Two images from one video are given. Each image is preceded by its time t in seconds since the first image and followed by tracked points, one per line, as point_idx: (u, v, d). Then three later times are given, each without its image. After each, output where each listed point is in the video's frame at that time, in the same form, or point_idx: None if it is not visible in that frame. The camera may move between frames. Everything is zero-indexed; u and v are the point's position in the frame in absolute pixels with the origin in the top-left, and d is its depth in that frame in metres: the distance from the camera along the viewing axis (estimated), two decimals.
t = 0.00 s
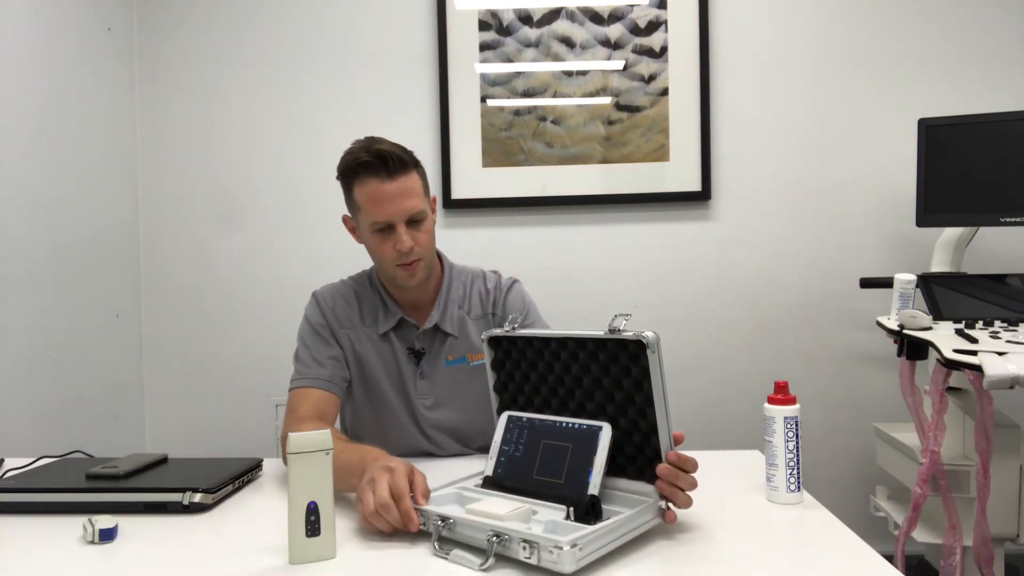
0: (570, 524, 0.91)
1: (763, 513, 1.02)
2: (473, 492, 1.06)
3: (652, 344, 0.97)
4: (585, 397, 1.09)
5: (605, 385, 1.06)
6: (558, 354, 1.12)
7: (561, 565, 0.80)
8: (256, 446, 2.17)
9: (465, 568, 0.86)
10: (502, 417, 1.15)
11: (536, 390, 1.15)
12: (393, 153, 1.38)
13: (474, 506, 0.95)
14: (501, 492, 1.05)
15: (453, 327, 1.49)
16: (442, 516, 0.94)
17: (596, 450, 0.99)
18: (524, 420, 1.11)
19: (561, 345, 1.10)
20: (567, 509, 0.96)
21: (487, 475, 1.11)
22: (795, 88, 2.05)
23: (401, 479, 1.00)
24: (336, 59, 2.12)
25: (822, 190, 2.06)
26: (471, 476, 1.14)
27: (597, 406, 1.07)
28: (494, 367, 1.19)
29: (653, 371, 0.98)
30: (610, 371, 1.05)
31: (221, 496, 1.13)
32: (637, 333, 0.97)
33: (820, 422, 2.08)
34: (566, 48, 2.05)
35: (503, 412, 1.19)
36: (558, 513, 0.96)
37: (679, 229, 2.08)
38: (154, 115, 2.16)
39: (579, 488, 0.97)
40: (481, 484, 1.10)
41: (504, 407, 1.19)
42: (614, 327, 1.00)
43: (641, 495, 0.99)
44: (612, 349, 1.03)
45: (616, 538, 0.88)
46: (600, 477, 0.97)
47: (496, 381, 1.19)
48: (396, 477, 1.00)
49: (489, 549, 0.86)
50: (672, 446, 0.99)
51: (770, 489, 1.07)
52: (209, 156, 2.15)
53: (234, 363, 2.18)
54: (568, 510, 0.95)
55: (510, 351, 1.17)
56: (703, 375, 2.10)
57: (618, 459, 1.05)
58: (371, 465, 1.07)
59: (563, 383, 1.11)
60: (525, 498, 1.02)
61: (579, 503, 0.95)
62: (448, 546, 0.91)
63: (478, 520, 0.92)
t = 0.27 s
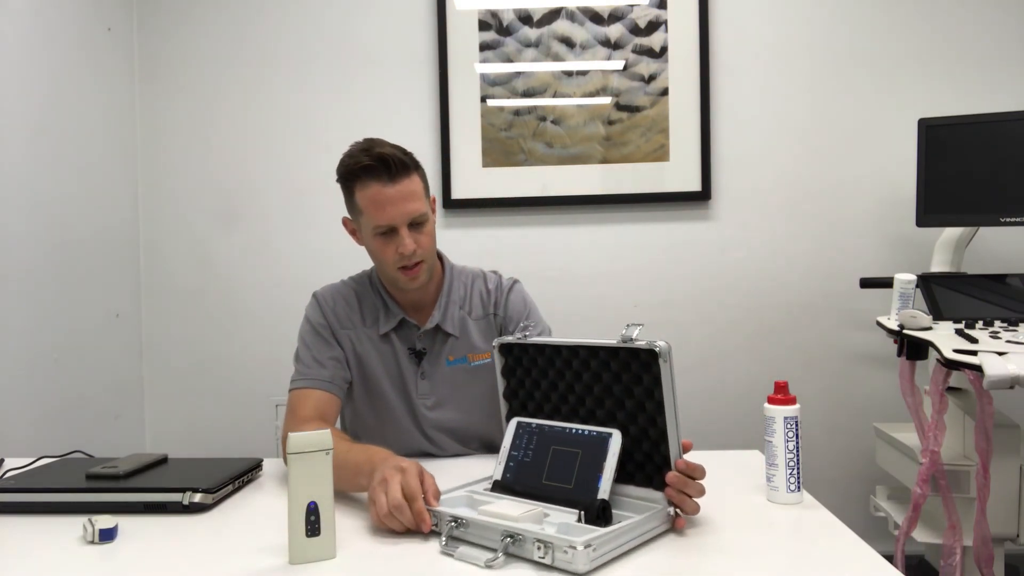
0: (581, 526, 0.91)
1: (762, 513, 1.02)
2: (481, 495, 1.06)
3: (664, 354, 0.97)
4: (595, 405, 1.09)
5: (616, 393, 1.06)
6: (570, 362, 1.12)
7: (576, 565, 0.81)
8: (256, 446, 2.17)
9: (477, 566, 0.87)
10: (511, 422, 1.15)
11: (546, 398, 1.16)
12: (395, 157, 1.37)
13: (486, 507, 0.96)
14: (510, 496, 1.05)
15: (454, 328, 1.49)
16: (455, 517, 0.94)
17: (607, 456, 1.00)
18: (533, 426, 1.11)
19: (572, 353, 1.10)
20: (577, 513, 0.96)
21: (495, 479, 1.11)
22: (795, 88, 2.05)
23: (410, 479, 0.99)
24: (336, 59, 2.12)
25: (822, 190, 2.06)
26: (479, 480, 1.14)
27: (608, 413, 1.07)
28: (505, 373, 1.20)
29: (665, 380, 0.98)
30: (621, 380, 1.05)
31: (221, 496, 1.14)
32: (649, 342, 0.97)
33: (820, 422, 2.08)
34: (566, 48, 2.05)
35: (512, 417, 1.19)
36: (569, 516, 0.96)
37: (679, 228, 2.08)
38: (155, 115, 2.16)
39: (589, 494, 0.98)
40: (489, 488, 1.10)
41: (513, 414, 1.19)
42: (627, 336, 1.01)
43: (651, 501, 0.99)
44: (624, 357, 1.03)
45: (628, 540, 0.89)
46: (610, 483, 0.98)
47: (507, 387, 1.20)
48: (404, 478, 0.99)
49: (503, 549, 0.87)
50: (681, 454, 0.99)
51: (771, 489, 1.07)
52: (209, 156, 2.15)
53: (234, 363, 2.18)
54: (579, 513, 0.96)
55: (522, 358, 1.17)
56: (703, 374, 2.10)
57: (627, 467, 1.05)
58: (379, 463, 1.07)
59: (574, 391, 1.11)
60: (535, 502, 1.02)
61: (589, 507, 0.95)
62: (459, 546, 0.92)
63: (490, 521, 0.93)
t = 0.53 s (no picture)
0: (585, 525, 0.92)
1: (762, 513, 1.02)
2: (483, 494, 1.06)
3: (670, 353, 0.97)
4: (599, 405, 1.09)
5: (619, 393, 1.06)
6: (574, 362, 1.11)
7: (580, 563, 0.82)
8: (256, 446, 2.17)
9: (481, 565, 0.87)
10: (514, 423, 1.15)
11: (549, 397, 1.16)
12: (402, 159, 1.37)
13: (490, 506, 0.96)
14: (512, 494, 1.05)
15: (458, 329, 1.50)
16: (458, 516, 0.94)
17: (610, 456, 1.00)
18: (536, 426, 1.11)
19: (578, 352, 1.10)
20: (580, 511, 0.96)
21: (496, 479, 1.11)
22: (795, 88, 2.05)
23: (410, 471, 1.00)
24: (336, 59, 2.12)
25: (823, 190, 2.06)
26: (481, 480, 1.15)
27: (611, 414, 1.07)
28: (509, 372, 1.20)
29: (670, 380, 0.98)
30: (626, 380, 1.05)
31: (222, 495, 1.13)
32: (655, 342, 0.97)
33: (820, 422, 2.08)
34: (566, 48, 2.05)
35: (515, 417, 1.20)
36: (571, 514, 0.96)
37: (679, 228, 2.08)
38: (155, 115, 2.16)
39: (592, 493, 0.98)
40: (490, 487, 1.11)
41: (516, 414, 1.19)
42: (634, 336, 1.02)
43: (653, 501, 0.99)
44: (630, 357, 1.03)
45: (632, 539, 0.89)
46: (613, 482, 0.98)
47: (511, 387, 1.20)
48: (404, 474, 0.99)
49: (507, 547, 0.87)
50: (684, 454, 0.99)
51: (771, 489, 1.07)
52: (209, 156, 2.15)
53: (234, 363, 2.18)
54: (582, 512, 0.96)
55: (526, 358, 1.18)
56: (703, 374, 2.10)
57: (629, 467, 1.05)
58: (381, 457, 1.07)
59: (577, 392, 1.11)
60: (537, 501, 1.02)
61: (592, 506, 0.95)
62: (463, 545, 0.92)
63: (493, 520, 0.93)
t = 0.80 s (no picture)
0: (585, 525, 0.92)
1: (762, 513, 1.02)
2: (484, 494, 1.06)
3: (671, 354, 0.97)
4: (599, 405, 1.09)
5: (620, 393, 1.06)
6: (575, 361, 1.11)
7: (580, 563, 0.82)
8: (256, 445, 2.17)
9: (482, 565, 0.87)
10: (515, 423, 1.15)
11: (550, 397, 1.15)
12: (407, 161, 1.36)
13: (490, 506, 0.96)
14: (512, 494, 1.05)
15: (460, 330, 1.50)
16: (458, 517, 0.94)
17: (611, 454, 1.01)
18: (536, 427, 1.11)
19: (579, 352, 1.10)
20: (580, 511, 0.96)
21: (496, 479, 1.12)
22: (795, 88, 2.05)
23: (460, 410, 1.13)
24: (336, 59, 2.12)
25: (823, 190, 2.06)
26: (481, 479, 1.14)
27: (612, 414, 1.07)
28: (510, 372, 1.20)
29: (671, 380, 0.98)
30: (627, 380, 1.05)
31: (221, 496, 1.13)
32: (657, 342, 0.97)
33: (820, 422, 2.08)
34: (566, 48, 2.05)
35: (516, 417, 1.20)
36: (571, 514, 0.96)
37: (679, 228, 2.08)
38: (155, 115, 2.16)
39: (592, 493, 0.98)
40: (490, 487, 1.10)
41: (517, 413, 1.20)
42: (635, 336, 1.02)
43: (652, 501, 0.99)
44: (631, 357, 1.03)
45: (631, 539, 0.89)
46: (614, 482, 0.98)
47: (512, 386, 1.20)
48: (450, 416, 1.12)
49: (507, 548, 0.87)
50: (685, 454, 0.99)
51: (770, 489, 1.07)
52: (209, 156, 2.15)
53: (235, 363, 2.17)
54: (582, 512, 0.96)
55: (528, 357, 1.18)
56: (704, 374, 2.10)
57: (629, 467, 1.05)
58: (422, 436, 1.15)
59: (579, 391, 1.11)
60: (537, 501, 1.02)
61: (592, 506, 0.95)
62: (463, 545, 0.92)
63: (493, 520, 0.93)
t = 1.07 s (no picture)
0: (585, 525, 0.92)
1: (762, 513, 1.02)
2: (483, 494, 1.06)
3: (671, 354, 0.97)
4: (599, 405, 1.09)
5: (620, 393, 1.06)
6: (575, 362, 1.11)
7: (581, 563, 0.82)
8: (256, 445, 2.17)
9: (481, 565, 0.87)
10: (515, 423, 1.15)
11: (550, 397, 1.15)
12: (406, 159, 1.37)
13: (490, 506, 0.96)
14: (512, 494, 1.05)
15: (461, 329, 1.50)
16: (458, 517, 0.94)
17: (612, 454, 1.00)
18: (536, 427, 1.11)
19: (579, 353, 1.10)
20: (580, 511, 0.96)
21: (496, 479, 1.12)
22: (795, 88, 2.05)
23: (470, 415, 1.12)
24: (336, 59, 2.12)
25: (822, 190, 2.06)
26: (481, 480, 1.14)
27: (612, 414, 1.07)
28: (510, 372, 1.20)
29: (671, 380, 0.98)
30: (627, 380, 1.05)
31: (221, 496, 1.13)
32: (657, 341, 0.97)
33: (820, 422, 2.08)
34: (566, 48, 2.05)
35: (515, 417, 1.20)
36: (572, 514, 0.96)
37: (679, 228, 2.08)
38: (155, 115, 2.16)
39: (593, 493, 0.98)
40: (490, 487, 1.11)
41: (517, 414, 1.20)
42: (635, 336, 1.02)
43: (652, 501, 0.99)
44: (631, 356, 1.03)
45: (631, 539, 0.89)
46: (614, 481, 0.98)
47: (512, 386, 1.20)
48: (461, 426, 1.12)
49: (507, 548, 0.87)
50: (685, 453, 0.99)
51: (770, 489, 1.07)
52: (209, 156, 2.15)
53: (235, 362, 2.17)
54: (582, 512, 0.96)
55: (527, 357, 1.18)
56: (704, 374, 2.10)
57: (629, 467, 1.05)
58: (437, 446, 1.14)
59: (578, 392, 1.11)
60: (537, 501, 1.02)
61: (592, 506, 0.96)
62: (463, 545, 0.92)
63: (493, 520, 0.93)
